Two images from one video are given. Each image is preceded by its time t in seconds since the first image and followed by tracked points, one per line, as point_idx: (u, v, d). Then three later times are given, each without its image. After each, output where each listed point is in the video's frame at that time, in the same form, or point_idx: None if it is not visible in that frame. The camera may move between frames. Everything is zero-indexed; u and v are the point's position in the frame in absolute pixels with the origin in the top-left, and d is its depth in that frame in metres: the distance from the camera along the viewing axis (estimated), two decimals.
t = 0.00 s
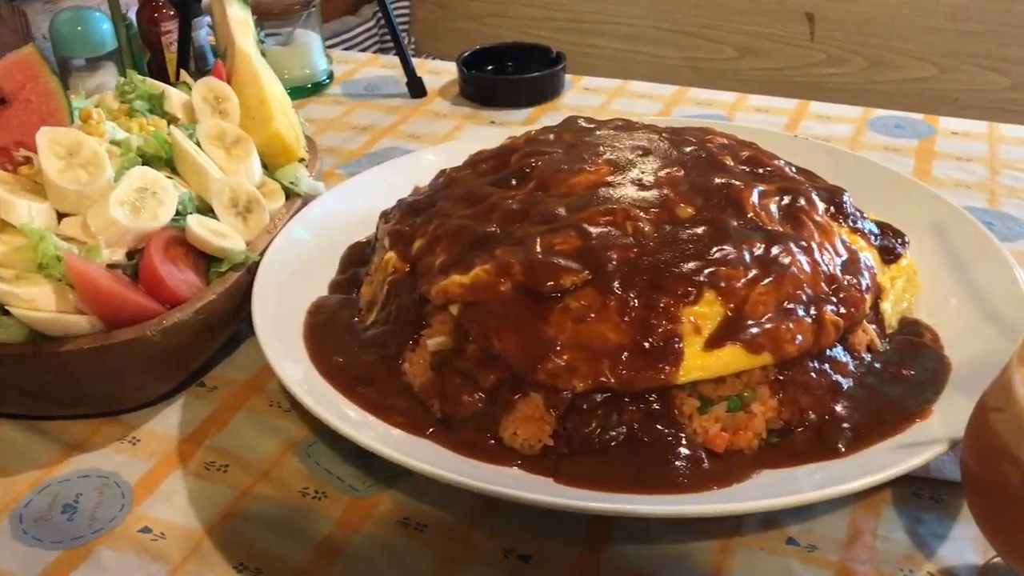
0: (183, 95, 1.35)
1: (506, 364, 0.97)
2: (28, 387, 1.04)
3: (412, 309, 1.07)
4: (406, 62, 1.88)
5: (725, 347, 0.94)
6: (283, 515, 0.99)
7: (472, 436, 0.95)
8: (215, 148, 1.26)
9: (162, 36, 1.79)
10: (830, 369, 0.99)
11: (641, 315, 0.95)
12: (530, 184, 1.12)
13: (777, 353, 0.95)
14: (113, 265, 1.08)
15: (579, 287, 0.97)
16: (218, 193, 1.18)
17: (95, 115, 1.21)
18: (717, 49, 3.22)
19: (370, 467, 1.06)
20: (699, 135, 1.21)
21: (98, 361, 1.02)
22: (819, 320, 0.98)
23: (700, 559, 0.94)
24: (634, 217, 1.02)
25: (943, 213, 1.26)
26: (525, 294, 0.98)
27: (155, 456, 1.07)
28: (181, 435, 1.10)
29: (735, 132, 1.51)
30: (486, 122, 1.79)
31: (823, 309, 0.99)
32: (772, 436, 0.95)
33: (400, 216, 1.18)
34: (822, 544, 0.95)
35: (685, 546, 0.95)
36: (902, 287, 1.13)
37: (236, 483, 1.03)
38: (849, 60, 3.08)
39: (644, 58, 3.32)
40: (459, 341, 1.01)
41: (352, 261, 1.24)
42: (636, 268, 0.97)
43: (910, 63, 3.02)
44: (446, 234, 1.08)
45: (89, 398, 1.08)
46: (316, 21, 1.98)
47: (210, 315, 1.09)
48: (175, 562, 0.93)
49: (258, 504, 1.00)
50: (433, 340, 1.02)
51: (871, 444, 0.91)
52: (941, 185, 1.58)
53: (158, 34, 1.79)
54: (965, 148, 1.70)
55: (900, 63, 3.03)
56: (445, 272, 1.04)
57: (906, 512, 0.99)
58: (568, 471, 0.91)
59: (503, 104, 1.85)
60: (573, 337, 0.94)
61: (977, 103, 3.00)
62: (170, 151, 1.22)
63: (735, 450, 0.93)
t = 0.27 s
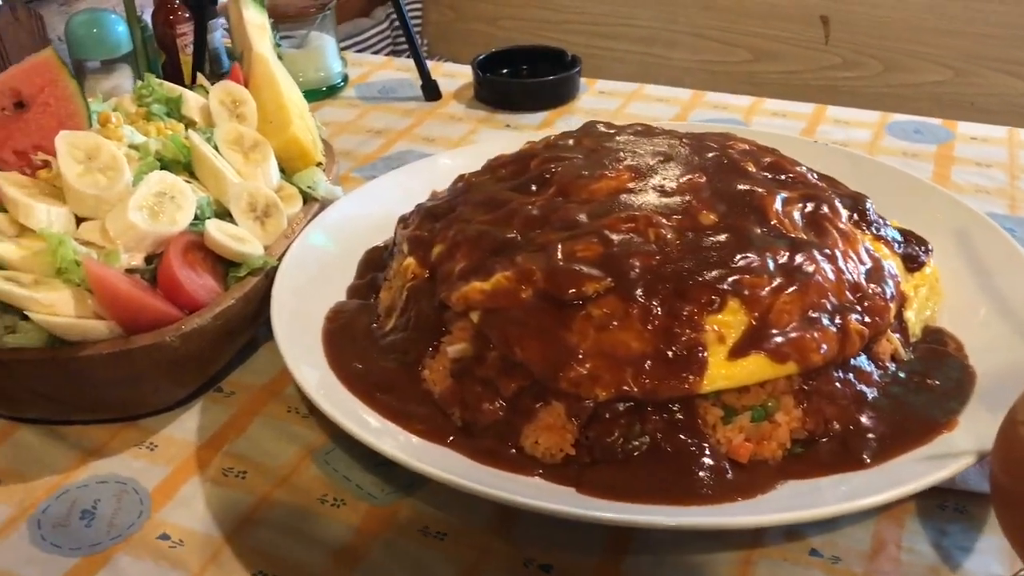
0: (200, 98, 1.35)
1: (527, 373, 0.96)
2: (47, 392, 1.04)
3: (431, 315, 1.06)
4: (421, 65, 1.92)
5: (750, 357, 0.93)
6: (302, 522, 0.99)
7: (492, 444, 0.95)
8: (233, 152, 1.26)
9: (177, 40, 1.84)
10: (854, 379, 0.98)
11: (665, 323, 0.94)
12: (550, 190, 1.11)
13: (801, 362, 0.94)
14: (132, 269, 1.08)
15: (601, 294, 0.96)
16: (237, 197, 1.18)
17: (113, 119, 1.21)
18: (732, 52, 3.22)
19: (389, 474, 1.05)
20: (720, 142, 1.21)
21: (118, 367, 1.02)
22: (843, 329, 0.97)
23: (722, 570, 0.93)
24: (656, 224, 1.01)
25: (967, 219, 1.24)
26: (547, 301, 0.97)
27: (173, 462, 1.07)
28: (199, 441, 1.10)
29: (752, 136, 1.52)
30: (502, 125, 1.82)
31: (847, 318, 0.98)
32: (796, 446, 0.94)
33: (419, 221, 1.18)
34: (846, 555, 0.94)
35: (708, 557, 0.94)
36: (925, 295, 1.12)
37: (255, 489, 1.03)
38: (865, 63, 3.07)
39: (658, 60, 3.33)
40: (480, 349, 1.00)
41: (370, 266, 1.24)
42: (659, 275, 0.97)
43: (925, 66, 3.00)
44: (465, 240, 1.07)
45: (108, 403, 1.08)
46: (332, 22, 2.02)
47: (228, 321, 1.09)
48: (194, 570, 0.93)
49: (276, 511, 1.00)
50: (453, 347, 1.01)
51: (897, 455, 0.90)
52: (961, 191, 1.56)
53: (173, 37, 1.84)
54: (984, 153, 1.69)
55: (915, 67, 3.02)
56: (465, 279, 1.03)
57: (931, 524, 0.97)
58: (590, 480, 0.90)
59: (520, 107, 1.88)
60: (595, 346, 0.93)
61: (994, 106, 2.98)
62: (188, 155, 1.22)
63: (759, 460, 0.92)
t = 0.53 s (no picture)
0: (221, 103, 1.38)
1: (555, 382, 0.95)
2: (69, 398, 1.03)
3: (456, 324, 1.06)
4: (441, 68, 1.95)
5: (784, 368, 0.92)
6: (325, 532, 0.98)
7: (519, 455, 0.93)
8: (254, 156, 1.27)
9: (196, 41, 1.85)
10: (888, 391, 0.96)
11: (696, 333, 0.93)
12: (576, 197, 1.11)
13: (835, 374, 0.92)
14: (155, 275, 1.08)
15: (630, 303, 0.95)
16: (260, 201, 1.19)
17: (136, 123, 1.22)
18: (751, 57, 3.34)
19: (413, 484, 1.04)
20: (748, 149, 1.22)
21: (141, 375, 1.01)
22: (877, 339, 0.95)
23: None
24: (685, 232, 1.00)
25: (1000, 228, 1.23)
26: (575, 310, 0.96)
27: (195, 470, 1.07)
28: (220, 448, 1.10)
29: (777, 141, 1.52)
30: (521, 129, 1.84)
31: (881, 328, 0.96)
32: (828, 459, 0.92)
33: (443, 228, 1.18)
34: (878, 570, 0.92)
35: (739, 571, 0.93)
36: (956, 305, 1.10)
37: (278, 498, 1.02)
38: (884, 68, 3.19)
39: (676, 65, 3.47)
40: (507, 358, 0.98)
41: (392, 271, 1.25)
42: (689, 285, 0.95)
43: (948, 72, 3.11)
44: (491, 246, 1.06)
45: (130, 410, 1.07)
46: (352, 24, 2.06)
47: (251, 326, 1.08)
48: None
49: (299, 520, 0.99)
50: (480, 356, 1.00)
51: (933, 470, 0.88)
52: (988, 198, 1.54)
53: (192, 39, 1.86)
54: (1011, 160, 1.67)
55: (936, 72, 3.12)
56: (491, 286, 1.02)
57: (965, 538, 0.95)
58: (619, 493, 0.89)
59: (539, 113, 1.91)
60: (625, 356, 0.92)
61: (1015, 112, 3.08)
62: (210, 160, 1.23)
63: (792, 473, 0.91)
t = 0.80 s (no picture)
0: (244, 107, 1.42)
1: (584, 392, 0.94)
2: (97, 405, 1.02)
3: (483, 331, 1.06)
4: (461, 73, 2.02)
5: (817, 378, 0.91)
6: (351, 540, 0.99)
7: (548, 465, 0.93)
8: (278, 160, 1.30)
9: (215, 46, 1.86)
10: (921, 402, 0.95)
11: (728, 342, 0.92)
12: (603, 205, 1.12)
13: (869, 384, 0.91)
14: (181, 281, 1.08)
15: (660, 312, 0.94)
16: (285, 207, 1.20)
17: (160, 128, 1.23)
18: (770, 60, 3.39)
19: (440, 492, 1.05)
20: (776, 154, 1.24)
21: (166, 381, 1.01)
22: (910, 349, 0.94)
23: None
24: (715, 240, 0.99)
25: None
26: (605, 319, 0.95)
27: (221, 476, 1.08)
28: (246, 455, 1.11)
29: (799, 146, 1.55)
30: (541, 134, 1.89)
31: (915, 338, 0.96)
32: (861, 470, 0.91)
33: (468, 234, 1.19)
34: None
35: None
36: (986, 315, 1.09)
37: (304, 506, 1.04)
38: (905, 72, 3.22)
39: (695, 68, 3.53)
40: (536, 367, 0.98)
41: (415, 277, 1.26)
42: (721, 294, 0.95)
43: (968, 75, 3.13)
44: (518, 253, 1.06)
45: (157, 416, 1.06)
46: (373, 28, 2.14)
47: (277, 333, 1.09)
48: None
49: (324, 529, 1.00)
50: (508, 364, 1.00)
51: (968, 483, 0.86)
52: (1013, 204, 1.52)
53: (213, 43, 1.87)
54: None
55: (956, 76, 3.15)
56: (518, 294, 1.02)
57: (999, 552, 0.93)
58: (650, 503, 0.88)
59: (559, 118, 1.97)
60: (656, 366, 0.91)
61: None
62: (235, 165, 1.24)
63: (824, 485, 0.90)
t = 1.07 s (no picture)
0: (263, 109, 1.44)
1: (609, 397, 0.94)
2: (118, 408, 1.02)
3: (506, 334, 1.06)
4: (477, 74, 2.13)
5: (847, 382, 0.90)
6: (373, 544, 0.98)
7: (572, 470, 0.92)
8: (298, 163, 1.31)
9: (232, 47, 1.90)
10: (951, 407, 0.94)
11: (755, 346, 0.91)
12: (626, 206, 1.12)
13: (899, 389, 0.90)
14: (201, 284, 1.08)
15: (686, 316, 0.93)
16: (305, 210, 1.22)
17: (181, 131, 1.25)
18: (785, 60, 3.38)
19: (461, 497, 1.04)
20: (800, 155, 1.24)
21: (187, 385, 1.00)
22: (940, 353, 0.93)
23: None
24: (740, 243, 0.99)
25: None
26: (629, 322, 0.94)
27: (243, 479, 1.08)
28: (267, 458, 1.11)
29: (822, 147, 1.54)
30: (559, 134, 1.98)
31: (944, 342, 0.94)
32: (890, 476, 0.90)
33: (490, 237, 1.19)
34: None
35: None
36: (1015, 318, 1.08)
37: (326, 510, 1.03)
38: (921, 71, 3.20)
39: (708, 68, 3.52)
40: (560, 371, 0.98)
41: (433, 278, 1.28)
42: (747, 298, 0.94)
43: (986, 74, 3.12)
44: (540, 256, 1.07)
45: (177, 419, 1.06)
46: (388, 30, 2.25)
47: (297, 336, 1.09)
48: None
49: (347, 533, 1.00)
50: (531, 368, 1.00)
51: (1000, 489, 0.85)
52: None
53: (230, 44, 1.91)
54: None
55: (974, 75, 3.13)
56: (541, 297, 1.02)
57: None
58: (677, 509, 0.88)
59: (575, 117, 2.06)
60: (683, 370, 0.90)
61: None
62: (254, 167, 1.26)
63: (853, 490, 0.88)
